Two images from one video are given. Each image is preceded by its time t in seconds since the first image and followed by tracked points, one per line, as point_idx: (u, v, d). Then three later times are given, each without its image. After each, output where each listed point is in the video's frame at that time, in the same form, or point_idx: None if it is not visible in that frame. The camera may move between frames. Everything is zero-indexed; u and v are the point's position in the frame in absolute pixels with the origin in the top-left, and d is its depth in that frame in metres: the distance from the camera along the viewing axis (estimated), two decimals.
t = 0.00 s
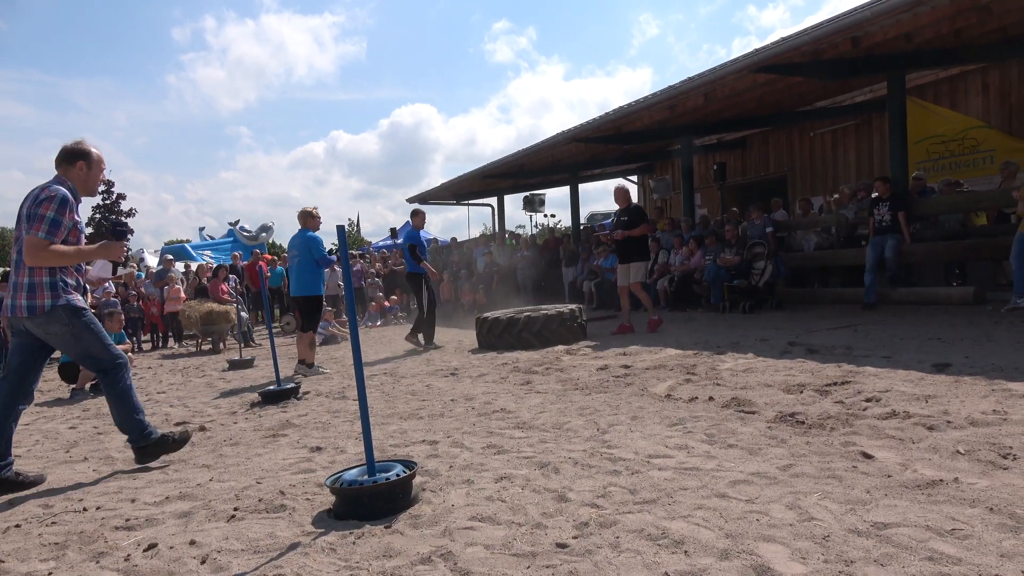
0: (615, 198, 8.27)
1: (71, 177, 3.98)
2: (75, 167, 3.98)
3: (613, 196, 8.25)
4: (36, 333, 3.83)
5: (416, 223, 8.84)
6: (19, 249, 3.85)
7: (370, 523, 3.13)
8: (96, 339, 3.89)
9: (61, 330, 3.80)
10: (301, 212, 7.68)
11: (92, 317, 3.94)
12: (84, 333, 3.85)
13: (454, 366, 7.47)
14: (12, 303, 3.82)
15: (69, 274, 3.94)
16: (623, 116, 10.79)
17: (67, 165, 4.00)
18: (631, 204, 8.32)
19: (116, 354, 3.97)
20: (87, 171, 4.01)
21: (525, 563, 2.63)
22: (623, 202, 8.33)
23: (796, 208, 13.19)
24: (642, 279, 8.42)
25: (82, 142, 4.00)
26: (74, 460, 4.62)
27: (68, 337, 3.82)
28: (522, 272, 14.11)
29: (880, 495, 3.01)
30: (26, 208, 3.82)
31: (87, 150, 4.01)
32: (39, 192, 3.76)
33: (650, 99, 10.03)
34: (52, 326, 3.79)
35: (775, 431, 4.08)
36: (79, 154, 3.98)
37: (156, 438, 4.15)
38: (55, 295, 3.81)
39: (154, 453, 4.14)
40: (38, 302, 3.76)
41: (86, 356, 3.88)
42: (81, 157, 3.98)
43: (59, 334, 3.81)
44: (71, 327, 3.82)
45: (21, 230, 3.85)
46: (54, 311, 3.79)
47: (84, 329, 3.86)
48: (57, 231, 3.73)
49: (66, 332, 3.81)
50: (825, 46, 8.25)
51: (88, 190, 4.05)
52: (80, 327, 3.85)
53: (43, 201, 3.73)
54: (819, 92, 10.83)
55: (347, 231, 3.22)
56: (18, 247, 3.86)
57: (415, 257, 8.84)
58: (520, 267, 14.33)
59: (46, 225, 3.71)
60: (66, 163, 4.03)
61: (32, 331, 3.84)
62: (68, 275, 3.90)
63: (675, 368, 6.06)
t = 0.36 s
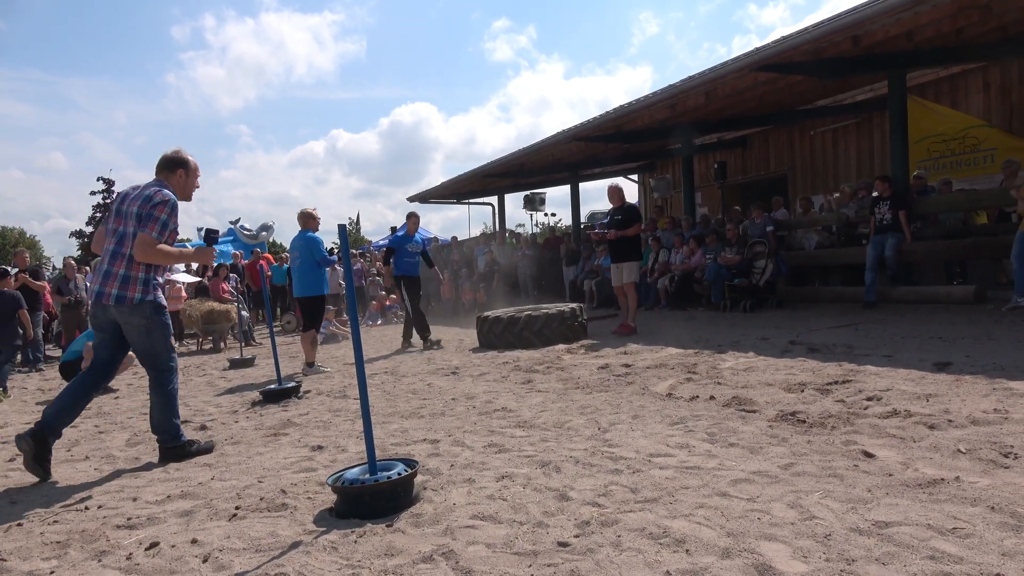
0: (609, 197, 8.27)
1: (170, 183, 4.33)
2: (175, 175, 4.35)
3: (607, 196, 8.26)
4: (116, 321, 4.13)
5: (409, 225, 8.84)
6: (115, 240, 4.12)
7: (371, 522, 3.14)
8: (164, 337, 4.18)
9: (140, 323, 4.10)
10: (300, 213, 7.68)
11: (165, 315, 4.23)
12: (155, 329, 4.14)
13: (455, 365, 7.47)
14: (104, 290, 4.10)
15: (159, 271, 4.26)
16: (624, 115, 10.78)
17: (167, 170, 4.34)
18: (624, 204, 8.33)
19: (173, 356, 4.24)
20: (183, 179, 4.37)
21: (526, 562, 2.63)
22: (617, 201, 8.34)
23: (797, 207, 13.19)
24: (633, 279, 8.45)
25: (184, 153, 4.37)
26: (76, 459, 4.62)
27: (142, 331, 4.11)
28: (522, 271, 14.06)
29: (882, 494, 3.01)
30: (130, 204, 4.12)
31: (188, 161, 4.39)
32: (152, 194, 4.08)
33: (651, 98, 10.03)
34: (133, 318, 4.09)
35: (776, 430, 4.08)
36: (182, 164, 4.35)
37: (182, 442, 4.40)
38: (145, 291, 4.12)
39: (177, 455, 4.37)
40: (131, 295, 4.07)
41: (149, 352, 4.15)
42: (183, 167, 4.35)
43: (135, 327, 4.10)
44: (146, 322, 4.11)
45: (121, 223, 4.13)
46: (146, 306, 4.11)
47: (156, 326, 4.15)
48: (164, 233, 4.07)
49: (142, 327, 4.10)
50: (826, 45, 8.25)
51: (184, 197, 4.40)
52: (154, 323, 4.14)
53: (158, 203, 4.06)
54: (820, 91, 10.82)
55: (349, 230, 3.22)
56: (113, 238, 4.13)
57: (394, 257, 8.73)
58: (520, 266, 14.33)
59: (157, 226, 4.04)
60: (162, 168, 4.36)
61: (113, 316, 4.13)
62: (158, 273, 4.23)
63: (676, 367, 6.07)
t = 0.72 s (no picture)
0: (612, 195, 8.27)
1: (217, 182, 4.51)
2: (221, 174, 4.53)
3: (609, 192, 8.25)
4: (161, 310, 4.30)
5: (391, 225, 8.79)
6: (168, 235, 4.29)
7: (369, 521, 3.13)
8: (196, 336, 4.28)
9: (177, 315, 4.23)
10: (294, 214, 7.67)
11: (204, 315, 4.32)
12: (189, 326, 4.26)
13: (453, 364, 7.47)
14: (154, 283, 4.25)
15: (207, 265, 4.40)
16: (621, 113, 10.76)
17: (214, 170, 4.52)
18: (624, 202, 8.32)
19: (195, 358, 4.29)
20: (228, 179, 4.55)
21: (524, 560, 2.63)
22: (618, 200, 8.33)
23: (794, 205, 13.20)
24: (628, 279, 8.45)
25: (228, 153, 4.55)
26: (74, 460, 4.61)
27: (178, 323, 4.24)
28: (521, 271, 14.05)
29: (879, 491, 3.01)
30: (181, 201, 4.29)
31: (234, 162, 4.56)
32: (203, 189, 4.25)
33: (649, 96, 10.01)
34: (173, 309, 4.22)
35: (774, 427, 4.08)
36: (226, 164, 4.53)
37: (179, 444, 4.38)
38: (195, 283, 4.28)
39: (168, 454, 4.36)
40: (181, 287, 4.22)
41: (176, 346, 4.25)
42: (228, 166, 4.53)
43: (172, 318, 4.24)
44: (183, 316, 4.23)
45: (172, 219, 4.29)
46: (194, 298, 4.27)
47: (192, 323, 4.27)
48: (215, 227, 4.22)
49: (178, 319, 4.23)
50: (822, 43, 8.25)
51: (229, 194, 4.58)
52: (190, 319, 4.26)
53: (207, 198, 4.22)
54: (817, 88, 10.83)
55: (345, 229, 3.22)
56: (165, 234, 4.29)
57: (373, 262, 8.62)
58: (519, 266, 14.33)
59: (209, 220, 4.19)
60: (209, 168, 4.54)
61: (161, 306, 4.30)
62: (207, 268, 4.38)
63: (674, 365, 6.07)
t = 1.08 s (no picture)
0: (610, 194, 8.27)
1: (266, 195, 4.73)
2: (270, 187, 4.76)
3: (608, 191, 8.25)
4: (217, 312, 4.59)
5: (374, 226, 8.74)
6: (223, 245, 4.56)
7: (368, 521, 3.13)
8: (235, 334, 4.45)
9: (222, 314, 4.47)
10: (301, 214, 7.66)
11: (248, 318, 4.50)
12: (230, 325, 4.45)
13: (452, 364, 7.46)
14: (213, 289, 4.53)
15: (261, 270, 4.63)
16: (620, 113, 10.75)
17: (262, 185, 4.77)
18: (624, 201, 8.33)
19: (225, 355, 4.43)
20: (277, 192, 4.79)
21: (523, 560, 2.63)
22: (617, 199, 8.34)
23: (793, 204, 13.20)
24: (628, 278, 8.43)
25: (274, 169, 4.79)
26: (73, 460, 4.61)
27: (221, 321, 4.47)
28: (520, 271, 14.03)
29: (878, 489, 3.02)
30: (234, 213, 4.55)
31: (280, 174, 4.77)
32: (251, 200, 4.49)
33: (647, 96, 10.01)
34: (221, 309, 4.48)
35: (773, 426, 4.08)
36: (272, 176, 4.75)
37: (187, 438, 4.41)
38: (249, 287, 4.52)
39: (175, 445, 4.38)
40: (236, 290, 4.47)
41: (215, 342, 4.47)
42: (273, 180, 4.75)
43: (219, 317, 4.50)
44: (226, 315, 4.46)
45: (226, 231, 4.56)
46: (244, 300, 4.49)
47: (231, 322, 4.45)
48: (265, 233, 4.44)
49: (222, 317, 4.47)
50: (821, 41, 8.25)
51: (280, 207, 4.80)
52: (231, 318, 4.45)
53: (255, 208, 4.44)
54: (815, 87, 10.83)
55: (343, 229, 3.21)
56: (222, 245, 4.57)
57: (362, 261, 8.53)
58: (517, 265, 14.32)
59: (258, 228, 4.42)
60: (259, 184, 4.79)
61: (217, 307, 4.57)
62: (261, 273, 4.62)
63: (673, 364, 6.07)
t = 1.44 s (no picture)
0: (609, 194, 8.27)
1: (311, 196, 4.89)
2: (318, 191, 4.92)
3: (607, 191, 8.25)
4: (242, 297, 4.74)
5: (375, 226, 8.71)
6: (262, 232, 4.73)
7: (368, 521, 3.13)
8: (260, 318, 4.61)
9: (248, 298, 4.62)
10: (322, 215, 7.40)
11: (273, 304, 4.65)
12: (257, 309, 4.61)
13: (452, 363, 7.46)
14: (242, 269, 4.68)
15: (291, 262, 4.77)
16: (620, 112, 10.75)
17: (306, 187, 4.91)
18: (623, 200, 8.33)
19: (252, 340, 4.55)
20: (320, 197, 4.94)
21: (524, 558, 2.63)
22: (616, 198, 8.34)
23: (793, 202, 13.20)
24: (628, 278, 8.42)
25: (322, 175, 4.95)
26: (73, 461, 4.61)
27: (247, 303, 4.62)
28: (519, 271, 14.02)
29: (879, 487, 3.02)
30: (279, 205, 4.73)
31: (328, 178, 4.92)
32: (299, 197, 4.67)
33: (647, 95, 10.01)
34: (247, 293, 4.63)
35: (773, 424, 4.08)
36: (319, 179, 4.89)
37: (209, 416, 4.50)
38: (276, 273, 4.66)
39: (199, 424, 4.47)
40: (264, 273, 4.62)
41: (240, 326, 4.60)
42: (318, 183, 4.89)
43: (244, 301, 4.64)
44: (252, 299, 4.61)
45: (269, 220, 4.74)
46: (269, 285, 4.63)
47: (257, 306, 4.61)
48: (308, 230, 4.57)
49: (248, 301, 4.62)
50: (821, 39, 8.25)
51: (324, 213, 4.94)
52: (258, 303, 4.61)
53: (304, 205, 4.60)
54: (815, 85, 10.82)
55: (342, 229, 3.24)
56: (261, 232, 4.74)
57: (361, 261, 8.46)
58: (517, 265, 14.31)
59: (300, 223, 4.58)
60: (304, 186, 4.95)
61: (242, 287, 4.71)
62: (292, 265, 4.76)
63: (673, 363, 6.07)
